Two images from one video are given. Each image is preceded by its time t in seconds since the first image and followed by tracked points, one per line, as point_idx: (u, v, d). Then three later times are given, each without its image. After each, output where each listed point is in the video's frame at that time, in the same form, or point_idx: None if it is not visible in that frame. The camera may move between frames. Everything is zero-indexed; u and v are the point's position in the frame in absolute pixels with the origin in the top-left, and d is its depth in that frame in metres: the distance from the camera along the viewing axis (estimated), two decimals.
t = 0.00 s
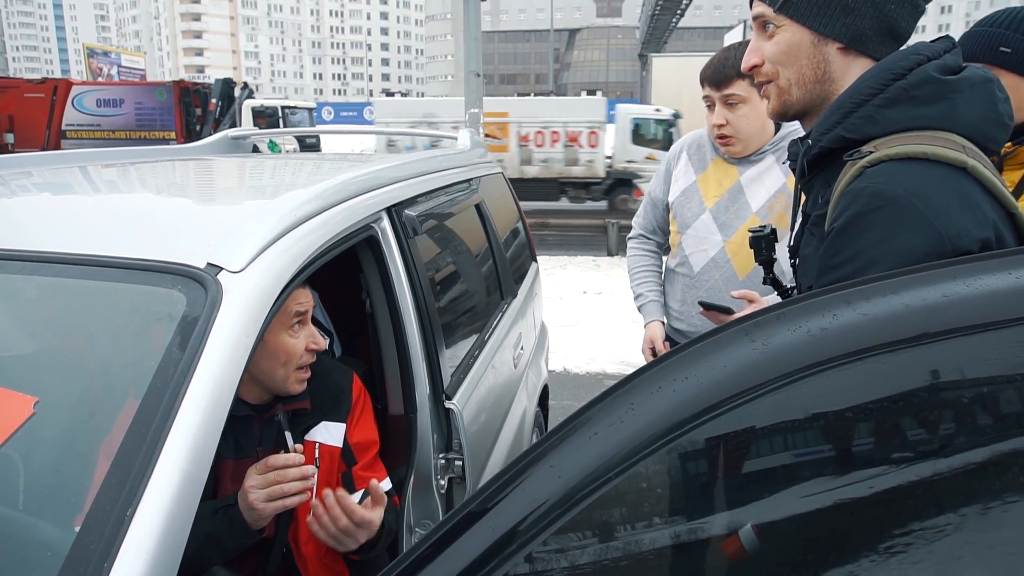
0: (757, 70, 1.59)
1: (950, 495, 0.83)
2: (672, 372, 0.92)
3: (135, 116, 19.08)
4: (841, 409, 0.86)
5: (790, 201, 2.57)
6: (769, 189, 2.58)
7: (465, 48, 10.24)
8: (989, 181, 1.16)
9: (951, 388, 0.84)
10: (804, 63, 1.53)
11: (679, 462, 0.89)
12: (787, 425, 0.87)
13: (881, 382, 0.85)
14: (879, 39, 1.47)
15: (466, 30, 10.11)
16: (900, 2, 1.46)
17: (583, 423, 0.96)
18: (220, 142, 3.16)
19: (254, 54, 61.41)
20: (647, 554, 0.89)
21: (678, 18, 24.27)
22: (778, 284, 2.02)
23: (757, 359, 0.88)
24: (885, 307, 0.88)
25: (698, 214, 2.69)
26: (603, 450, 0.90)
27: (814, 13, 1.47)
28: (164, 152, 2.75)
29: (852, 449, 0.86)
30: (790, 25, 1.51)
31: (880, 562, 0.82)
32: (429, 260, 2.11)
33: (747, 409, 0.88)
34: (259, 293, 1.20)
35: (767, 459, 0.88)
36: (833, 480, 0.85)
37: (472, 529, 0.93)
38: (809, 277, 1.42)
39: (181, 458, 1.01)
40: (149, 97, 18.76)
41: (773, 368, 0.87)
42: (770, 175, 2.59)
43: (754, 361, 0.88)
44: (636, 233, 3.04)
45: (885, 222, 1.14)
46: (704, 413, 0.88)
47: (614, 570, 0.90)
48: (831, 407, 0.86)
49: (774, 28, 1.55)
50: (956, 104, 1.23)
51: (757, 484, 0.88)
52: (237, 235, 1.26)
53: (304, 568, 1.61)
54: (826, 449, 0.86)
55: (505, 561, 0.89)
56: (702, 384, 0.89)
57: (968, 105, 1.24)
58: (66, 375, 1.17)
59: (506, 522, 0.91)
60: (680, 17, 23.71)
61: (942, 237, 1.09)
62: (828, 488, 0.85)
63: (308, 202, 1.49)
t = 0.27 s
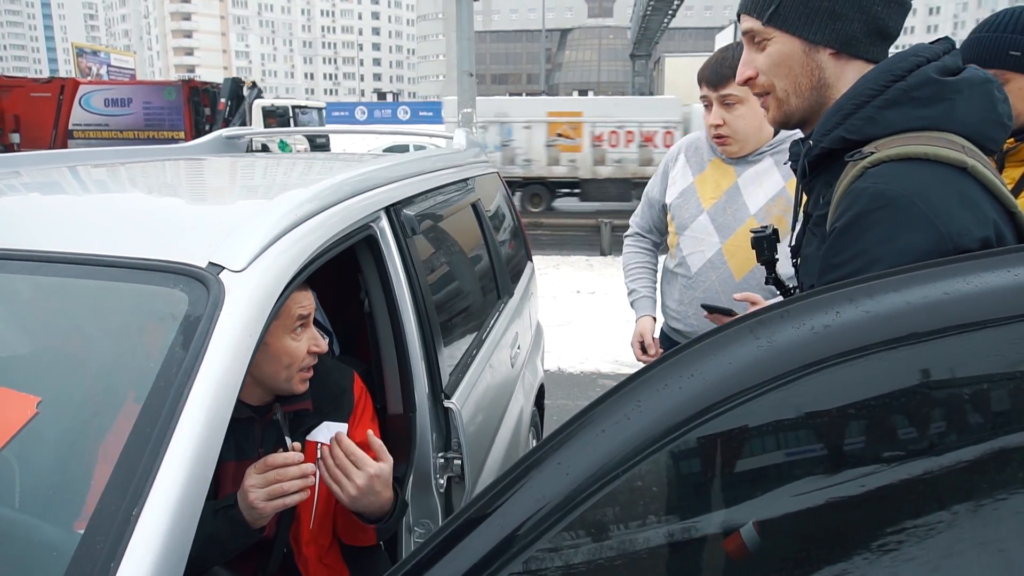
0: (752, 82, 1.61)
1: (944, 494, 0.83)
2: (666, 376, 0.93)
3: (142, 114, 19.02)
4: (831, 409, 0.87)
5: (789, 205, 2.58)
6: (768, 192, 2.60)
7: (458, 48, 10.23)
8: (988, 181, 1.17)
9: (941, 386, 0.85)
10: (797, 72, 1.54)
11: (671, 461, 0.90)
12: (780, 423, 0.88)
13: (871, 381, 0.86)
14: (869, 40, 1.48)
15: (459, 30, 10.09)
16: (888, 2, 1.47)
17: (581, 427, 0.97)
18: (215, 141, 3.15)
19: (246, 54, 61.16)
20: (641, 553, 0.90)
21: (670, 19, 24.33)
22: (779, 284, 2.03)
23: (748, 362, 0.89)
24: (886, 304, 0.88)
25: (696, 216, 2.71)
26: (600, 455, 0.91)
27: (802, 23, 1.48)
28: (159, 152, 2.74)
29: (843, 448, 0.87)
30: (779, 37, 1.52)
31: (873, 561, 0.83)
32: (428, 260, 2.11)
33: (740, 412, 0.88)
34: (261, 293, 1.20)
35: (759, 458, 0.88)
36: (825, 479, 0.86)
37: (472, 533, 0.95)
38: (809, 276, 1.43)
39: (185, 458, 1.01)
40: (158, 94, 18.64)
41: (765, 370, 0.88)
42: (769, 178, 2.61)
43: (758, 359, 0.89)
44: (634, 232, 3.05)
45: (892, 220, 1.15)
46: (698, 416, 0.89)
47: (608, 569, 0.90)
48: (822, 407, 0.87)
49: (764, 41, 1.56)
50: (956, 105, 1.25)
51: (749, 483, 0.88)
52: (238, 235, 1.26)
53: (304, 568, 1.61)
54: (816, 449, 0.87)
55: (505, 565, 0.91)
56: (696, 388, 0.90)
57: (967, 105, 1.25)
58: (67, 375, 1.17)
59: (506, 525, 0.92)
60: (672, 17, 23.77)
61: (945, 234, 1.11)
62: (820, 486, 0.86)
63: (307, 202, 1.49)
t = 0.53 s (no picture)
0: (750, 87, 1.62)
1: (938, 491, 0.85)
2: (662, 378, 0.94)
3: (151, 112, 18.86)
4: (822, 408, 0.88)
5: (784, 202, 2.58)
6: (764, 190, 2.60)
7: (453, 48, 10.24)
8: (986, 179, 1.18)
9: (933, 385, 0.86)
10: (794, 76, 1.55)
11: (665, 460, 0.91)
12: (775, 422, 0.89)
13: (864, 379, 0.87)
14: (864, 41, 1.47)
15: (454, 31, 10.10)
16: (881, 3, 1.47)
17: (579, 430, 0.98)
18: (210, 141, 3.14)
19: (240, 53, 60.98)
20: (635, 552, 0.91)
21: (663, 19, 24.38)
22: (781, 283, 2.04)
23: (743, 363, 0.90)
24: (888, 301, 0.89)
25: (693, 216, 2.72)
26: (598, 457, 0.92)
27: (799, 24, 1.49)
28: (156, 152, 2.73)
29: (836, 446, 0.88)
30: (776, 41, 1.54)
31: (867, 557, 0.84)
32: (427, 260, 2.12)
33: (735, 412, 0.89)
34: (263, 293, 1.20)
35: (752, 457, 0.90)
36: (818, 478, 0.88)
37: (471, 538, 0.95)
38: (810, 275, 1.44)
39: (190, 457, 1.01)
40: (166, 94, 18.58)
41: (761, 371, 0.89)
42: (764, 177, 2.61)
43: (760, 356, 0.90)
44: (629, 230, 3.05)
45: (892, 219, 1.16)
46: (697, 416, 0.90)
47: (603, 568, 0.91)
48: (815, 406, 0.88)
49: (760, 46, 1.58)
50: (955, 105, 1.26)
51: (742, 482, 0.90)
52: (239, 235, 1.26)
53: (304, 569, 1.61)
54: (810, 447, 0.88)
55: (505, 568, 0.91)
56: (693, 390, 0.91)
57: (965, 105, 1.26)
58: (71, 375, 1.17)
59: (505, 528, 0.93)
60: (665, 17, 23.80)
61: (944, 234, 1.12)
62: (814, 485, 0.88)
63: (307, 203, 1.49)
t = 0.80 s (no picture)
0: (746, 86, 1.63)
1: (928, 489, 0.86)
2: (659, 378, 0.95)
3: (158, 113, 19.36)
4: (815, 406, 0.89)
5: (772, 203, 2.61)
6: (753, 192, 2.63)
7: (445, 48, 10.23)
8: (979, 179, 1.20)
9: (922, 383, 0.88)
10: (790, 75, 1.57)
11: (659, 458, 0.92)
12: (764, 421, 0.90)
13: (855, 378, 0.89)
14: (858, 42, 1.49)
15: (446, 31, 10.09)
16: (876, 8, 1.48)
17: (577, 431, 0.99)
18: (204, 141, 3.14)
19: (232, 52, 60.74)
20: (628, 550, 0.93)
21: (654, 20, 24.45)
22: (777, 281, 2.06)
23: (735, 365, 0.91)
24: (884, 300, 0.90)
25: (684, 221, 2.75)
26: (598, 457, 0.93)
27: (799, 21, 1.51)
28: (149, 153, 2.73)
29: (827, 445, 0.89)
30: (773, 40, 1.56)
31: (859, 555, 0.86)
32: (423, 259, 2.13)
33: (732, 411, 0.91)
34: (264, 293, 1.20)
35: (743, 456, 0.91)
36: (808, 476, 0.89)
37: (467, 543, 0.96)
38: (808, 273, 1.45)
39: (193, 456, 1.02)
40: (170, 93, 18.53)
41: (752, 372, 0.91)
42: (753, 178, 2.64)
43: (759, 354, 0.91)
44: (618, 228, 3.04)
45: (887, 218, 1.17)
46: (697, 413, 0.91)
47: (594, 567, 0.93)
48: (805, 405, 0.90)
49: (757, 46, 1.59)
50: (947, 106, 1.28)
51: (732, 480, 0.91)
52: (239, 235, 1.26)
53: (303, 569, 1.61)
54: (800, 445, 0.90)
55: (502, 572, 0.93)
56: (688, 390, 0.92)
57: (958, 106, 1.28)
58: (70, 375, 1.16)
59: (502, 532, 0.94)
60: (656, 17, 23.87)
61: (939, 232, 1.14)
62: (804, 483, 0.89)
63: (304, 202, 1.49)
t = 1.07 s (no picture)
0: (743, 89, 1.67)
1: (919, 487, 0.88)
2: (660, 376, 0.96)
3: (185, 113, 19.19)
4: (811, 404, 0.91)
5: (767, 204, 2.61)
6: (747, 193, 2.64)
7: (439, 48, 10.23)
8: (973, 178, 1.21)
9: (911, 382, 0.89)
10: (779, 77, 1.58)
11: (658, 456, 0.93)
12: (757, 421, 0.92)
13: (848, 376, 0.90)
14: (851, 44, 1.50)
15: (440, 31, 10.10)
16: (872, 9, 1.50)
17: (578, 430, 1.00)
18: (199, 141, 3.14)
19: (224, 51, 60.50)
20: (622, 549, 0.93)
21: (646, 21, 24.53)
22: (773, 279, 2.08)
23: (730, 365, 0.92)
24: (881, 298, 0.92)
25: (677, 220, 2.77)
26: (599, 455, 0.94)
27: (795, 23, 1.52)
28: (146, 153, 2.73)
29: (818, 444, 0.91)
30: (762, 44, 1.58)
31: (851, 552, 0.88)
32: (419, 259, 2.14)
33: (731, 409, 0.92)
34: (264, 292, 1.20)
35: (735, 455, 0.92)
36: (801, 474, 0.91)
37: (463, 547, 0.97)
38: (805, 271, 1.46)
39: (197, 455, 1.02)
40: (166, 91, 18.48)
41: (746, 372, 0.92)
42: (747, 179, 2.65)
43: (757, 353, 0.92)
44: (623, 232, 3.10)
45: (882, 217, 1.19)
46: (698, 411, 0.92)
47: (588, 566, 0.93)
48: (798, 404, 0.91)
49: (749, 49, 1.62)
50: (941, 106, 1.29)
51: (725, 479, 0.92)
52: (239, 234, 1.26)
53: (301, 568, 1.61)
54: (791, 445, 0.91)
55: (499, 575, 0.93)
56: (686, 391, 0.93)
57: (952, 106, 1.30)
58: (70, 375, 1.16)
59: (499, 534, 0.95)
60: (648, 17, 23.93)
61: (934, 230, 1.15)
62: (795, 481, 0.91)
63: (302, 203, 1.50)
